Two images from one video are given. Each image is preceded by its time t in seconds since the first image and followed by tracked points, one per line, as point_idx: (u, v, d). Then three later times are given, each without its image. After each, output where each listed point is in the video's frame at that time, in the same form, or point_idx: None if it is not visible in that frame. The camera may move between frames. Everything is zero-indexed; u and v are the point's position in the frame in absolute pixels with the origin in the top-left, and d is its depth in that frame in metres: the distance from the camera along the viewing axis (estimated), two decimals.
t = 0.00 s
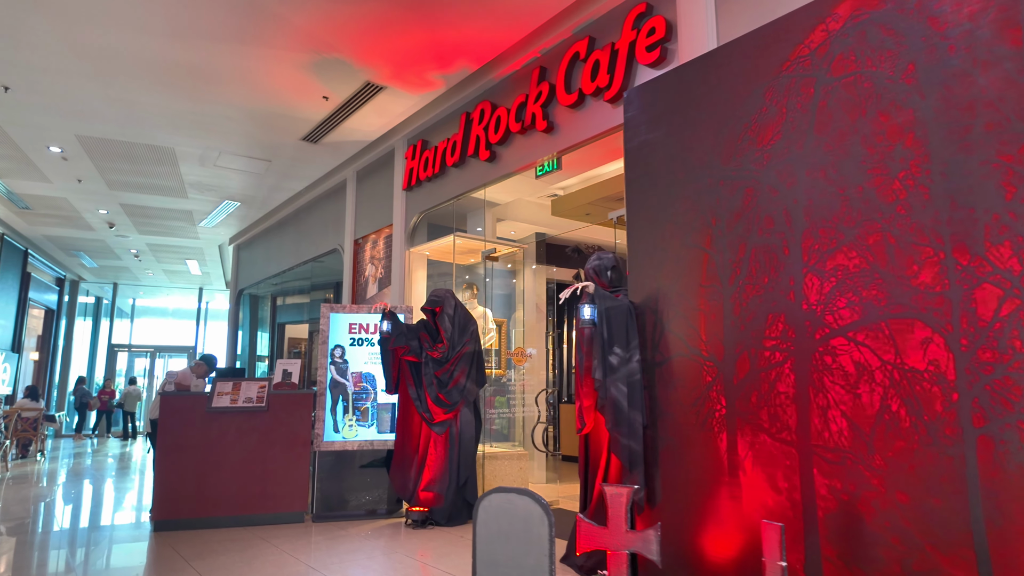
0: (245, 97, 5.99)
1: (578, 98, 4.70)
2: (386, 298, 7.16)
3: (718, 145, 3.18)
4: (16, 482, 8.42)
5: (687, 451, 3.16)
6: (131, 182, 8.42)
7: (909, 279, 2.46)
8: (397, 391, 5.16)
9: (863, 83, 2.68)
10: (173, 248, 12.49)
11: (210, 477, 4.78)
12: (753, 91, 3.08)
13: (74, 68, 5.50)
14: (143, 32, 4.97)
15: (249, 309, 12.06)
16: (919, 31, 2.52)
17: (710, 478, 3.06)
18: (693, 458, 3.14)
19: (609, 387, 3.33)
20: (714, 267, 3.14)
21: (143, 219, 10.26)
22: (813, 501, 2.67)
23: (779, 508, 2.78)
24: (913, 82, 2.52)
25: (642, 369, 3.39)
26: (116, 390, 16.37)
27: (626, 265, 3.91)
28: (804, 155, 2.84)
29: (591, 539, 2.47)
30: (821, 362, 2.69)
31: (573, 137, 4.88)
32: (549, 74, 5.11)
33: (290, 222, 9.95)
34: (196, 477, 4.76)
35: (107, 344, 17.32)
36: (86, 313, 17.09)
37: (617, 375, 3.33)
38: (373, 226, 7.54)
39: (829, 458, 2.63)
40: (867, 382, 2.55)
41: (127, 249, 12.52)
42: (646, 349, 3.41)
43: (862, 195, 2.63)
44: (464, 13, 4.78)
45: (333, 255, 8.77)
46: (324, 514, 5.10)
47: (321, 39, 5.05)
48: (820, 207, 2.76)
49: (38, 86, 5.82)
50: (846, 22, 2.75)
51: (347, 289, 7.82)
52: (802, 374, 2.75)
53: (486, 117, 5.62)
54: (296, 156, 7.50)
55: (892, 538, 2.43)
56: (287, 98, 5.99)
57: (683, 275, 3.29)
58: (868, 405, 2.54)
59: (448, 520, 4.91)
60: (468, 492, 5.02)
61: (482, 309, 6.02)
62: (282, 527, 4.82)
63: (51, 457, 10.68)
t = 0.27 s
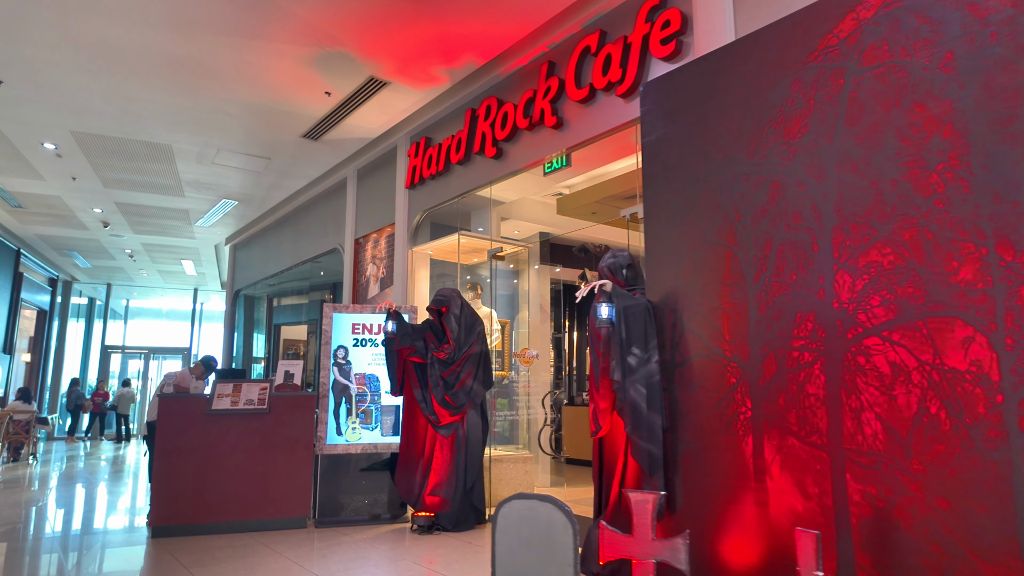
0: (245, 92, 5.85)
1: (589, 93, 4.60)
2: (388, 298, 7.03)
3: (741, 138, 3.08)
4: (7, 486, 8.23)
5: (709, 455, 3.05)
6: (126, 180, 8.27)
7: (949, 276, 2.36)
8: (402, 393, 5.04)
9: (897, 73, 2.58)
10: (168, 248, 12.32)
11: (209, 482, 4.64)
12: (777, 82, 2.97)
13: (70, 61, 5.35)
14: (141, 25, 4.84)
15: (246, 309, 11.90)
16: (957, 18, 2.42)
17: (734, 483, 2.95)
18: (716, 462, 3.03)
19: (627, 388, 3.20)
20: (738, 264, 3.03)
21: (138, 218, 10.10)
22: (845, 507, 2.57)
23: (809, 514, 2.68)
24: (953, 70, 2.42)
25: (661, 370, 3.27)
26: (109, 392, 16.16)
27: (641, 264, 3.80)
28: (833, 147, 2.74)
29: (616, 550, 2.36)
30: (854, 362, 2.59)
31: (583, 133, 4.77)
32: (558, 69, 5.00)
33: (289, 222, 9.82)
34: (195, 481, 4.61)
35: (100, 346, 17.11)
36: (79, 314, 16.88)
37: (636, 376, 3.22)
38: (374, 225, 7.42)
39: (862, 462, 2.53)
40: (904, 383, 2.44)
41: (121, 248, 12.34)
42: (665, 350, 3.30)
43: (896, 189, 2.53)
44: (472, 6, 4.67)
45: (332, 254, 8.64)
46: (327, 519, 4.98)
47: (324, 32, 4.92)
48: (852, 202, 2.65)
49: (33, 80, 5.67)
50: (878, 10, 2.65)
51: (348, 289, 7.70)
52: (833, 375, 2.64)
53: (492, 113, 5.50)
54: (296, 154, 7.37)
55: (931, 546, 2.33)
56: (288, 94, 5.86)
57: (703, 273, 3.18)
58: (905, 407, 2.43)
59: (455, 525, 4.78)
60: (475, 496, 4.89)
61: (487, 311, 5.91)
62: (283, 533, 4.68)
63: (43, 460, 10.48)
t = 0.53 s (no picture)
0: (251, 88, 5.73)
1: (605, 88, 4.49)
2: (395, 298, 6.90)
3: (772, 132, 2.97)
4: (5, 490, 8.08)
5: (741, 460, 2.94)
6: (127, 178, 8.13)
7: (1001, 274, 2.25)
8: (413, 395, 4.92)
9: (942, 62, 2.47)
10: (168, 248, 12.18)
11: (214, 487, 4.50)
12: (811, 74, 2.87)
13: (72, 55, 5.22)
14: (146, 17, 4.71)
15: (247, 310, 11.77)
16: (1008, 4, 2.31)
17: (768, 490, 2.84)
18: (748, 468, 2.92)
19: (654, 391, 3.10)
20: (770, 263, 2.92)
21: (139, 217, 9.96)
22: (889, 516, 2.45)
23: (849, 523, 2.57)
24: (1003, 59, 2.31)
25: (689, 372, 3.17)
26: (107, 394, 16.00)
27: (664, 263, 3.67)
28: (873, 141, 2.63)
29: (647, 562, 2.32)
30: (897, 364, 2.48)
31: (598, 130, 4.66)
32: (572, 64, 4.89)
33: (291, 222, 9.71)
34: (200, 486, 4.47)
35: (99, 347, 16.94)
36: (76, 315, 16.71)
37: (663, 379, 3.10)
38: (381, 224, 7.30)
39: (907, 469, 2.42)
40: (953, 386, 2.33)
41: (121, 248, 12.20)
42: (693, 351, 3.19)
43: (943, 184, 2.42)
44: None
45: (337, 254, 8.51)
46: (335, 525, 4.86)
47: (333, 26, 4.81)
48: (894, 198, 2.55)
49: (33, 75, 5.54)
50: None
51: (353, 290, 7.58)
52: (875, 378, 2.53)
53: (503, 110, 5.39)
54: (301, 152, 7.25)
55: (984, 557, 2.21)
56: (295, 90, 5.75)
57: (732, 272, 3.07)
58: (954, 411, 2.32)
59: (467, 532, 4.65)
60: (488, 502, 4.77)
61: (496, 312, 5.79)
62: (291, 539, 4.55)
63: (41, 463, 10.32)
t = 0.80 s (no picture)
0: (262, 84, 5.64)
1: (626, 82, 4.40)
2: (405, 298, 6.82)
3: (810, 125, 2.88)
4: (9, 492, 7.98)
5: (778, 463, 2.85)
6: (134, 177, 8.05)
7: None
8: (429, 396, 4.84)
9: (993, 50, 2.36)
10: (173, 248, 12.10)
11: (226, 490, 4.40)
12: (851, 64, 2.77)
13: (81, 51, 5.13)
14: (157, 12, 4.62)
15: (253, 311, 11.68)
16: None
17: (807, 494, 2.74)
18: (785, 472, 2.82)
19: (687, 392, 2.98)
20: (809, 260, 2.83)
21: (144, 217, 9.88)
22: (939, 522, 2.35)
23: (896, 529, 2.47)
24: None
25: (721, 372, 3.07)
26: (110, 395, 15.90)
27: (690, 260, 3.56)
28: (919, 132, 2.53)
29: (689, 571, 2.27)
30: (947, 364, 2.38)
31: (618, 125, 4.56)
32: (591, 59, 4.80)
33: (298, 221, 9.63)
34: (212, 490, 4.37)
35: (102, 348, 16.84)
36: (79, 316, 16.61)
37: (696, 379, 3.01)
38: (391, 223, 7.21)
39: (959, 473, 2.32)
40: (1008, 387, 2.23)
41: (125, 249, 12.12)
42: (726, 351, 3.10)
43: (996, 176, 2.31)
44: None
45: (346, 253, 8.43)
46: (350, 528, 4.76)
47: (347, 21, 4.72)
48: (942, 191, 2.44)
49: (41, 71, 5.45)
50: None
51: (362, 290, 7.50)
52: (923, 379, 2.44)
53: (519, 106, 5.30)
54: (310, 150, 7.16)
55: None
56: (306, 86, 5.66)
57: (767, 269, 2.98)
58: (1010, 414, 2.21)
59: (485, 536, 4.56)
60: (506, 505, 4.67)
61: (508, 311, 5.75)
62: (304, 543, 4.46)
63: (45, 465, 10.23)
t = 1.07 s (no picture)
0: (276, 80, 5.56)
1: (651, 76, 4.32)
2: (419, 297, 6.74)
3: (853, 117, 2.79)
4: (17, 494, 7.90)
5: (821, 466, 2.76)
6: (143, 175, 7.98)
7: None
8: (449, 397, 4.77)
9: None
10: (181, 248, 12.03)
11: (243, 492, 4.32)
12: (897, 54, 2.68)
13: (93, 46, 5.05)
14: (172, 6, 4.54)
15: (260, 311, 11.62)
16: None
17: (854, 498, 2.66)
18: (829, 475, 2.73)
19: (725, 394, 2.93)
20: (853, 256, 2.75)
21: (152, 216, 9.81)
22: (997, 528, 2.25)
23: (950, 535, 2.37)
24: None
25: (760, 372, 2.99)
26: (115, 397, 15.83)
27: (723, 258, 3.45)
28: (972, 122, 2.43)
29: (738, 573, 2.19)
30: (1005, 364, 2.28)
31: (642, 121, 4.48)
32: (613, 53, 4.72)
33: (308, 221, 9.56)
34: (228, 491, 4.29)
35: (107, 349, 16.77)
36: (85, 317, 16.54)
37: (734, 380, 2.93)
38: (403, 223, 7.13)
39: (1019, 477, 2.21)
40: None
41: (132, 249, 12.05)
42: (764, 350, 3.02)
43: None
44: None
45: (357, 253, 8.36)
46: (368, 532, 4.68)
47: (365, 14, 4.64)
48: (998, 183, 2.34)
49: (52, 67, 5.38)
50: None
51: (375, 290, 7.42)
52: (979, 379, 2.34)
53: (538, 102, 5.21)
54: (322, 148, 7.08)
55: None
56: (321, 83, 5.58)
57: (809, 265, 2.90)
58: None
59: (506, 540, 4.46)
60: (527, 508, 4.58)
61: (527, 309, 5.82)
62: (322, 547, 4.37)
63: (52, 467, 10.15)
